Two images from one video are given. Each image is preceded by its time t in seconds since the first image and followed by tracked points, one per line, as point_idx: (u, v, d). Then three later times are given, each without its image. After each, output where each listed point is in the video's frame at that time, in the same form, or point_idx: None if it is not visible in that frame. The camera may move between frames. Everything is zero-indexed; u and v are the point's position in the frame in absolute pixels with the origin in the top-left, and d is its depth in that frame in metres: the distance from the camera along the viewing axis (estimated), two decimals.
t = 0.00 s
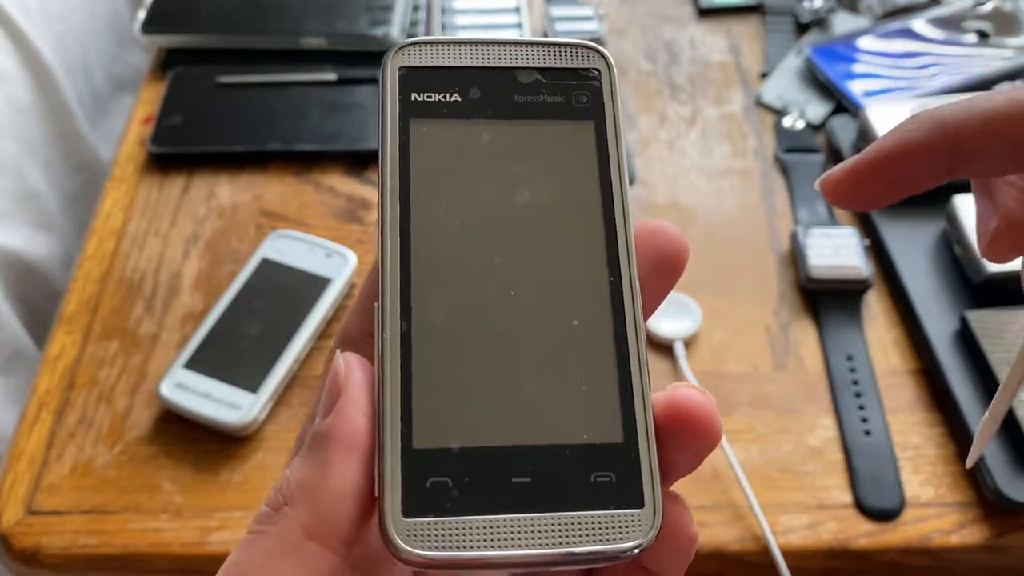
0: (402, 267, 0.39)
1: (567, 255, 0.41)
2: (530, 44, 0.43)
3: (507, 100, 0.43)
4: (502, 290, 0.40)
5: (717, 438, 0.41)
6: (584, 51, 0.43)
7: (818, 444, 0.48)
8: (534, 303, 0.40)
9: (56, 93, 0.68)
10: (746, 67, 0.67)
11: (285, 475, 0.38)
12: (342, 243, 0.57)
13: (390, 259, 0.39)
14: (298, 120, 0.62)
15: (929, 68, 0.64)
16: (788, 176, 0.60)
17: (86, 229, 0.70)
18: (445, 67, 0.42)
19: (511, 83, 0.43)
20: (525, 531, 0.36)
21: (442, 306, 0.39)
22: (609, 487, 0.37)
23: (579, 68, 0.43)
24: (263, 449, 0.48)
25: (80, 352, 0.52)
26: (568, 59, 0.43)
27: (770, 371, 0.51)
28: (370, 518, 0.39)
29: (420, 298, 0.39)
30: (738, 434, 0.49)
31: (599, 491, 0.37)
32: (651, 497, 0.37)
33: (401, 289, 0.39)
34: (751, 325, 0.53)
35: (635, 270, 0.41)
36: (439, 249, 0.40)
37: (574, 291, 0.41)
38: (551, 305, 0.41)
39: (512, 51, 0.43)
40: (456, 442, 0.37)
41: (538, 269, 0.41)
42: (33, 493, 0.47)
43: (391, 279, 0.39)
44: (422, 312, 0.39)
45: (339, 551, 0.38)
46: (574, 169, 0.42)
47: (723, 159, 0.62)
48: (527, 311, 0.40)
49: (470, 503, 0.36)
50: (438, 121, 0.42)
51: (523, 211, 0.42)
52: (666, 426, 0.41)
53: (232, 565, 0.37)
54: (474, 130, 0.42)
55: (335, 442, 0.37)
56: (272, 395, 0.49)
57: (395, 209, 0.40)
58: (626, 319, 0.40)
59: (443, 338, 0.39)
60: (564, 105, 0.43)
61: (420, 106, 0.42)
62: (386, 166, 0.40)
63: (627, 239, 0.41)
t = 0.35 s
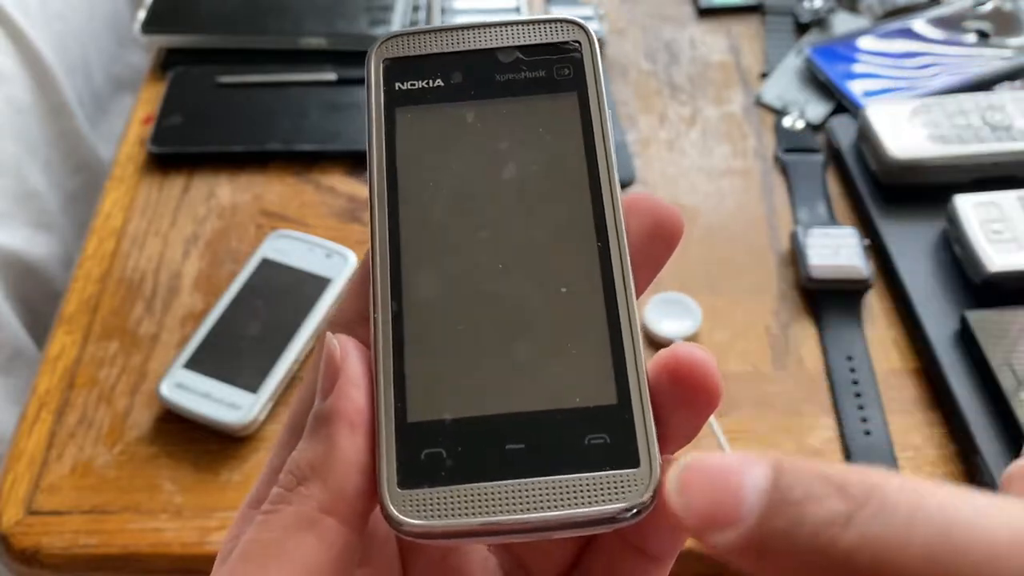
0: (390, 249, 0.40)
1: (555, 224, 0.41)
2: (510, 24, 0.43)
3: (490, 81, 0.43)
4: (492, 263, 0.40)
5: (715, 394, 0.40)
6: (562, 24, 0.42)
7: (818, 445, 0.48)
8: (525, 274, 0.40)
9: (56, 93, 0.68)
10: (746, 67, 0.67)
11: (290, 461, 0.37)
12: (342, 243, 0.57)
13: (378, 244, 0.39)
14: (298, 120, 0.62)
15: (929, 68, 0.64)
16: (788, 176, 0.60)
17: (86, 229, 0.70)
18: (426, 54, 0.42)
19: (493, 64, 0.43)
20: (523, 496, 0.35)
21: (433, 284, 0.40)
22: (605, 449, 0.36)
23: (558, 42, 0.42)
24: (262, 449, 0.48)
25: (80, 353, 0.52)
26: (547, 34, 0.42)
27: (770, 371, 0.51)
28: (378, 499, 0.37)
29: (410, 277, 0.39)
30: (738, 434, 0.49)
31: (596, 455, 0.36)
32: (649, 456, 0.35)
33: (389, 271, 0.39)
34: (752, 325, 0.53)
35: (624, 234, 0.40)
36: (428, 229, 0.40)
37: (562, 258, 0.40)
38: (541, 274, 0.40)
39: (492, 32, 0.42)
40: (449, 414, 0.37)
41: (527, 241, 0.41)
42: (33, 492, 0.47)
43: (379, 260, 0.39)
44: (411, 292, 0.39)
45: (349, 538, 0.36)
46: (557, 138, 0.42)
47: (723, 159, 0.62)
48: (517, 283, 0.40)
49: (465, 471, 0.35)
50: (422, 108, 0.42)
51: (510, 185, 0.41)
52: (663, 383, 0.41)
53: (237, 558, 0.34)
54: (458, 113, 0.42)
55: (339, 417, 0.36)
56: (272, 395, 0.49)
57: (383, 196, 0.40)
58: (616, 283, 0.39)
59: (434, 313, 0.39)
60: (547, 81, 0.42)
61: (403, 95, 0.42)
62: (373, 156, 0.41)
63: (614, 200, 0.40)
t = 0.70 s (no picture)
0: (437, 259, 0.39)
1: (599, 247, 0.41)
2: (563, 41, 0.43)
3: (542, 97, 0.42)
4: (537, 283, 0.40)
5: (747, 433, 0.41)
6: (616, 47, 0.43)
7: (817, 444, 0.48)
8: (569, 296, 0.40)
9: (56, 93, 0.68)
10: (745, 68, 0.67)
11: (324, 465, 0.38)
12: (342, 243, 0.57)
13: (426, 252, 0.39)
14: (299, 120, 0.62)
15: (929, 68, 0.64)
16: (788, 176, 0.60)
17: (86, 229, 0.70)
18: (479, 63, 0.42)
19: (545, 80, 0.43)
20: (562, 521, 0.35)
21: (479, 300, 0.39)
22: (642, 480, 0.36)
23: (612, 64, 0.43)
24: (262, 449, 0.48)
25: (80, 353, 0.52)
26: (602, 55, 0.43)
27: (770, 371, 0.51)
28: (410, 507, 0.38)
29: (456, 290, 0.39)
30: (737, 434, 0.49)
31: (633, 484, 0.36)
32: (685, 490, 0.36)
33: (437, 281, 0.39)
34: (751, 325, 0.53)
35: (668, 261, 0.40)
36: (473, 241, 0.40)
37: (606, 283, 0.40)
38: (585, 298, 0.40)
39: (545, 48, 0.42)
40: (493, 434, 0.36)
41: (571, 264, 0.41)
42: (33, 493, 0.47)
43: (427, 271, 0.38)
44: (457, 304, 0.39)
45: (380, 545, 0.38)
46: (603, 162, 0.42)
47: (723, 159, 0.62)
48: (561, 305, 0.40)
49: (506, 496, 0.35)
50: (474, 117, 0.41)
51: (556, 205, 0.41)
52: (704, 420, 0.41)
53: (271, 568, 0.36)
54: (509, 126, 0.42)
55: (377, 429, 0.37)
56: (272, 396, 0.49)
57: (430, 203, 0.39)
58: (659, 312, 0.40)
59: (480, 330, 0.39)
60: (598, 102, 0.43)
61: (454, 102, 0.41)
62: (423, 158, 0.40)
63: (660, 233, 0.41)
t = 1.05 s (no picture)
0: (438, 257, 0.39)
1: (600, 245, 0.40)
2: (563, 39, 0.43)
3: (542, 95, 0.42)
4: (538, 280, 0.40)
5: (745, 427, 0.42)
6: (616, 46, 0.43)
7: (817, 445, 0.48)
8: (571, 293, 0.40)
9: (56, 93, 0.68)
10: (745, 67, 0.67)
11: (327, 460, 0.38)
12: (342, 243, 0.57)
13: (427, 251, 0.38)
14: (299, 120, 0.62)
15: (929, 68, 0.64)
16: (788, 176, 0.60)
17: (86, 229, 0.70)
18: (480, 60, 0.42)
19: (545, 78, 0.42)
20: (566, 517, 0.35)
21: (481, 298, 0.39)
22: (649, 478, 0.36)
23: (612, 63, 0.43)
24: (262, 450, 0.48)
25: (80, 352, 0.52)
26: (602, 53, 0.42)
27: (770, 371, 0.51)
28: (413, 504, 0.38)
29: (458, 288, 0.38)
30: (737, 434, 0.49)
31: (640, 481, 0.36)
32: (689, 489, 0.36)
33: (438, 280, 0.38)
34: (751, 325, 0.53)
35: (670, 259, 0.40)
36: (474, 239, 0.40)
37: (607, 281, 0.40)
38: (587, 295, 0.40)
39: (546, 45, 0.42)
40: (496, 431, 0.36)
41: (573, 261, 0.40)
42: (33, 493, 0.47)
43: (428, 270, 0.38)
44: (459, 302, 0.38)
45: (382, 542, 0.37)
46: (605, 158, 0.42)
47: (723, 159, 0.62)
48: (563, 303, 0.39)
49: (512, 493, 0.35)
50: (475, 116, 0.41)
51: (559, 201, 0.41)
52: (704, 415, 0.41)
53: (271, 561, 0.36)
54: (509, 124, 0.42)
55: (379, 424, 0.37)
56: (272, 396, 0.49)
57: (433, 201, 0.39)
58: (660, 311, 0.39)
59: (482, 328, 0.38)
60: (599, 100, 0.42)
61: (455, 99, 0.41)
62: (424, 158, 0.40)
63: (662, 229, 0.41)
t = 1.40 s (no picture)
0: (415, 256, 0.39)
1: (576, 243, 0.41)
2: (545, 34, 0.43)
3: (521, 90, 0.42)
4: (515, 278, 0.39)
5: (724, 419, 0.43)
6: (597, 40, 0.43)
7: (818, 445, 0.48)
8: (549, 290, 0.39)
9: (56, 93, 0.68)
10: (745, 67, 0.67)
11: (300, 462, 0.38)
12: (341, 243, 0.57)
13: (404, 250, 0.39)
14: (299, 120, 0.62)
15: (929, 68, 0.64)
16: (788, 175, 0.60)
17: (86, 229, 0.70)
18: (459, 57, 0.42)
19: (525, 73, 0.43)
20: (536, 519, 0.35)
21: (455, 295, 0.39)
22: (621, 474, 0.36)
23: (593, 57, 0.43)
24: (262, 450, 0.48)
25: (80, 352, 0.52)
26: (583, 48, 0.43)
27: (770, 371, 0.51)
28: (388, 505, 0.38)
29: (432, 286, 0.39)
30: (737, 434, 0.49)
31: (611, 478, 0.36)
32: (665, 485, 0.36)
33: (414, 278, 0.38)
34: (752, 325, 0.53)
35: (648, 256, 0.40)
36: (451, 237, 0.40)
37: (584, 277, 0.40)
38: (564, 291, 0.39)
39: (526, 41, 0.42)
40: (470, 429, 0.36)
41: (549, 257, 0.40)
42: (32, 493, 0.47)
43: (403, 269, 0.38)
44: (434, 300, 0.38)
45: (356, 545, 0.37)
46: (582, 155, 0.42)
47: (723, 159, 0.62)
48: (539, 299, 0.39)
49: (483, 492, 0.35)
50: (453, 112, 0.42)
51: (536, 199, 0.41)
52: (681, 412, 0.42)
53: (244, 562, 0.35)
54: (488, 121, 0.42)
55: (352, 425, 0.37)
56: (272, 396, 0.49)
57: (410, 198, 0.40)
58: (638, 305, 0.39)
59: (456, 326, 0.38)
60: (578, 95, 0.42)
61: (435, 95, 0.42)
62: (401, 157, 0.40)
63: (639, 227, 0.41)
